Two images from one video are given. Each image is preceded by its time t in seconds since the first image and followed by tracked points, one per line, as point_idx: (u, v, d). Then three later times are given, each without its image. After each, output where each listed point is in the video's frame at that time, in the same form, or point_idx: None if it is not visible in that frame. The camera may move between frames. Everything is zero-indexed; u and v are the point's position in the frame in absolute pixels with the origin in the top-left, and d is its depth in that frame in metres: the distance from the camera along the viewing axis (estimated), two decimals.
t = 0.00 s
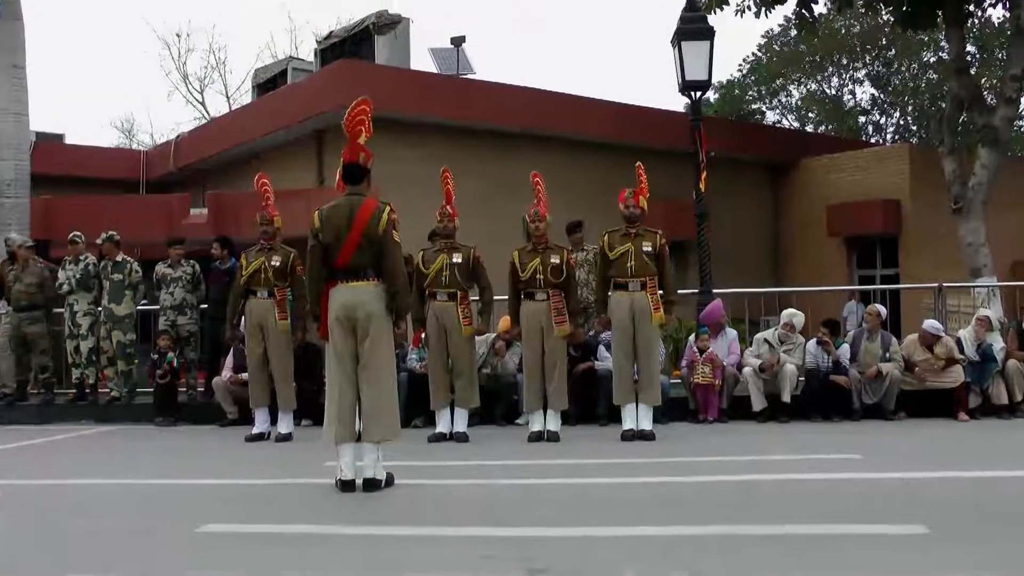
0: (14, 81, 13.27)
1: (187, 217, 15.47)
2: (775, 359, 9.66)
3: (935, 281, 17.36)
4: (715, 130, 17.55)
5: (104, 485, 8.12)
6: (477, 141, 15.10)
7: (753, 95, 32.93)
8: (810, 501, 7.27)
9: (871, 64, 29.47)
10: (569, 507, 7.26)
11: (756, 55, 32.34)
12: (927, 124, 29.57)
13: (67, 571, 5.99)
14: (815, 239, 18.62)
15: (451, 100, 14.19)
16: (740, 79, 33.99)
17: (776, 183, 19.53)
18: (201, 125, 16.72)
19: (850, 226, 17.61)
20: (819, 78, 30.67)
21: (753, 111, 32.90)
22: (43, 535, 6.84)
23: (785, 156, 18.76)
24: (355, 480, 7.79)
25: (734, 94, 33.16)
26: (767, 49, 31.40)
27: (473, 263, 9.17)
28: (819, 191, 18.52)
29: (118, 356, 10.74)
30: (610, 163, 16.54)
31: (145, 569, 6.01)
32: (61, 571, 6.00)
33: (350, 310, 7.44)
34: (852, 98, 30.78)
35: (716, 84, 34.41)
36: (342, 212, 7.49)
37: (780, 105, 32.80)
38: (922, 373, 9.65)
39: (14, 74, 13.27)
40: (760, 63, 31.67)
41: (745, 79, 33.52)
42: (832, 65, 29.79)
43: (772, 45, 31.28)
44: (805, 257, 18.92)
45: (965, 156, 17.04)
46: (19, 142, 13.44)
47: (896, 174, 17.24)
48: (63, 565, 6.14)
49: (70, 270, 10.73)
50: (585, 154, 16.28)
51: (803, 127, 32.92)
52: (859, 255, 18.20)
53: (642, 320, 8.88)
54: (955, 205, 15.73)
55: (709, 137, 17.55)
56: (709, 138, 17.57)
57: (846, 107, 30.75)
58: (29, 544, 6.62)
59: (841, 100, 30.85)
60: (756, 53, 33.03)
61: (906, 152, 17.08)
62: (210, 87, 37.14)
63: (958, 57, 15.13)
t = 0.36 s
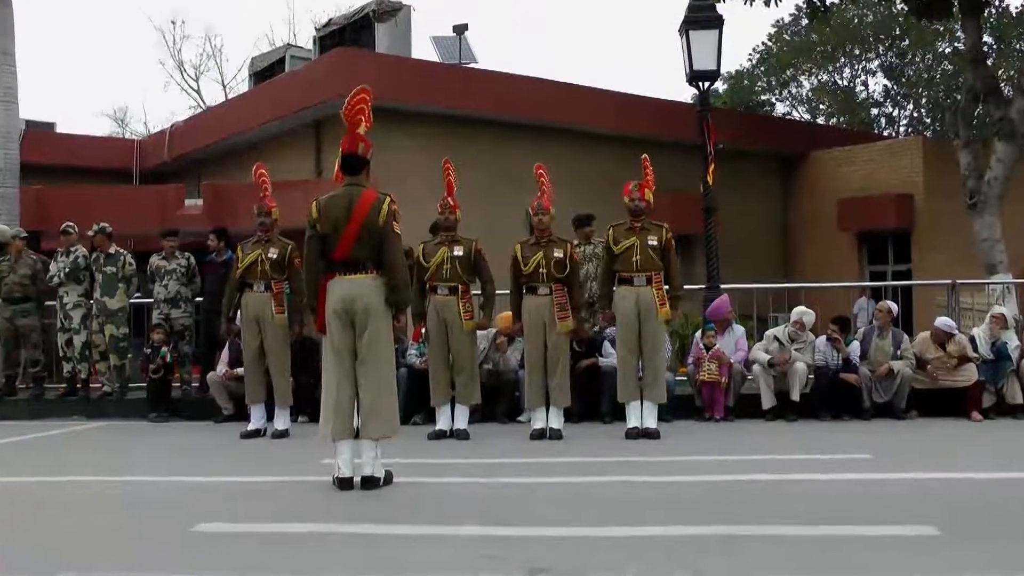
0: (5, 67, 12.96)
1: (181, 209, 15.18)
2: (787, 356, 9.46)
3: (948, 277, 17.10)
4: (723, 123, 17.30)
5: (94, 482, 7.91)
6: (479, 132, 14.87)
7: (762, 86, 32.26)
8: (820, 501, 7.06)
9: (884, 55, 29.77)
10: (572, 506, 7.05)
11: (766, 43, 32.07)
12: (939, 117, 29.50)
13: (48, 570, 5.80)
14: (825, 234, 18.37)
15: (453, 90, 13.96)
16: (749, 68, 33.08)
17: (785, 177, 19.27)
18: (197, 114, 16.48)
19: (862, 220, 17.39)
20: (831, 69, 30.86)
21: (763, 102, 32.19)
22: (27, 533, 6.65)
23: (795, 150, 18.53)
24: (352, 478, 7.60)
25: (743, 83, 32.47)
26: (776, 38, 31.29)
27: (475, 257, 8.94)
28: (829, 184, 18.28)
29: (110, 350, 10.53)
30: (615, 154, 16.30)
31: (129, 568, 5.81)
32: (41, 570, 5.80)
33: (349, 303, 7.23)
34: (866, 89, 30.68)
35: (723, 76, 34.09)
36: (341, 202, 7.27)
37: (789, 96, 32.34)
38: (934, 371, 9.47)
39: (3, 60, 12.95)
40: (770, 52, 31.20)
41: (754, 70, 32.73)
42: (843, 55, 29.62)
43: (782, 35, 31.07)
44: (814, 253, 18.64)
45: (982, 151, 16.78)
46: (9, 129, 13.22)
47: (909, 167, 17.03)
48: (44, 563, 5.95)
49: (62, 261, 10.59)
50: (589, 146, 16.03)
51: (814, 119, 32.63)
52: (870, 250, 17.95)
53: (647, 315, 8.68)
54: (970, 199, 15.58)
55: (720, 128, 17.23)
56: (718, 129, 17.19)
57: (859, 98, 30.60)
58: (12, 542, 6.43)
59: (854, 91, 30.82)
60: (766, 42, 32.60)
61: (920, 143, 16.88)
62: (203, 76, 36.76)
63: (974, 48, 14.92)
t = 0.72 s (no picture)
0: None
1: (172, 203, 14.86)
2: (796, 356, 9.26)
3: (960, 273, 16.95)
4: (730, 115, 16.94)
5: (80, 485, 7.67)
6: (480, 126, 14.58)
7: (770, 78, 31.16)
8: (830, 503, 6.82)
9: (894, 43, 29.59)
10: (573, 509, 6.80)
11: (774, 33, 31.39)
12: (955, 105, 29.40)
13: None
14: (834, 228, 18.09)
15: (452, 82, 13.69)
16: (755, 60, 31.70)
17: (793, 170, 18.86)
18: (188, 106, 16.15)
19: (873, 214, 17.16)
20: (840, 58, 30.35)
21: (770, 93, 31.24)
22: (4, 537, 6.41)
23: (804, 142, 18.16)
24: (348, 480, 7.35)
25: (750, 75, 30.86)
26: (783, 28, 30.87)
27: (474, 253, 8.72)
28: (838, 179, 17.99)
29: (99, 349, 10.35)
30: (618, 148, 16.02)
31: (108, 574, 5.57)
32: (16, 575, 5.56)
33: (345, 300, 6.98)
34: (876, 79, 30.22)
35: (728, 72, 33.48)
36: (336, 196, 7.01)
37: (797, 87, 31.45)
38: (946, 371, 9.24)
39: None
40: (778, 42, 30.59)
41: (761, 61, 31.63)
42: (854, 45, 29.57)
43: (789, 24, 30.67)
44: (822, 249, 18.33)
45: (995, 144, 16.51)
46: None
47: (922, 161, 16.78)
48: (19, 569, 5.71)
49: (50, 257, 10.42)
50: (592, 139, 15.74)
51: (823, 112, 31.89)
52: (880, 245, 17.75)
53: (651, 313, 8.44)
54: (985, 193, 15.50)
55: (726, 120, 16.88)
56: (725, 121, 16.87)
57: (870, 90, 30.29)
58: None
59: (864, 81, 30.27)
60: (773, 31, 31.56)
61: (934, 135, 16.61)
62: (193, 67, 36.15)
63: (988, 37, 14.73)
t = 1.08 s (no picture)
0: None
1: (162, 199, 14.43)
2: (804, 360, 8.98)
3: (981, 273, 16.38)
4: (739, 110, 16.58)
5: (61, 490, 7.37)
6: (483, 121, 14.22)
7: (781, 69, 31.18)
8: (842, 510, 6.53)
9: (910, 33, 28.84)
10: (575, 515, 6.50)
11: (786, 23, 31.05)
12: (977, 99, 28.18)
13: None
14: (848, 226, 17.74)
15: (454, 73, 13.31)
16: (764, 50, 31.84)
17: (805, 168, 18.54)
18: (176, 99, 15.61)
19: (891, 211, 16.83)
20: (855, 49, 29.82)
21: (781, 85, 31.27)
22: None
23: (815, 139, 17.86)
24: (343, 486, 6.99)
25: (760, 66, 31.25)
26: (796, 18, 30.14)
27: (474, 252, 8.46)
28: (852, 175, 17.66)
29: (83, 350, 10.12)
30: (624, 144, 15.63)
31: None
32: None
33: (339, 301, 6.65)
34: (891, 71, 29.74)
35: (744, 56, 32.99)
36: (333, 192, 6.70)
37: (809, 79, 31.25)
38: (964, 374, 9.00)
39: None
40: (790, 32, 30.41)
41: (772, 52, 31.59)
42: (868, 36, 29.13)
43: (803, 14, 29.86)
44: (837, 248, 17.96)
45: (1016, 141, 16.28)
46: None
47: (938, 155, 16.50)
48: None
49: (33, 254, 10.19)
50: (600, 134, 15.37)
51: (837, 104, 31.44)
52: (895, 244, 17.41)
53: (657, 313, 8.15)
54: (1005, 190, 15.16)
55: (735, 114, 16.51)
56: (734, 115, 16.52)
57: (885, 81, 29.74)
58: None
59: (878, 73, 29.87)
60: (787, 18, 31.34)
61: (950, 130, 16.33)
62: (184, 56, 35.28)
63: (1010, 27, 14.71)
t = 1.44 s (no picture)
0: None
1: (149, 191, 13.57)
2: (816, 357, 8.73)
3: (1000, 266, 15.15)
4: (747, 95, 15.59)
5: (43, 491, 7.08)
6: (484, 110, 13.65)
7: (792, 55, 28.21)
8: (858, 512, 6.21)
9: (930, 13, 26.29)
10: (578, 516, 6.19)
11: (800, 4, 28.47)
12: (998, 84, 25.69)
13: None
14: (861, 217, 16.54)
15: (450, 59, 12.78)
16: (775, 34, 29.14)
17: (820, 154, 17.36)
18: (164, 87, 14.81)
19: (907, 200, 15.60)
20: (869, 32, 27.27)
21: (792, 72, 28.11)
22: None
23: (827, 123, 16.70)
24: (339, 489, 6.59)
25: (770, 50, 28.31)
26: None
27: (474, 245, 8.17)
28: (867, 162, 16.43)
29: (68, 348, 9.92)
30: (632, 132, 15.02)
31: None
32: None
33: (335, 295, 6.34)
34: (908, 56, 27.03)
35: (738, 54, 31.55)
36: (328, 183, 6.36)
37: (822, 65, 28.13)
38: (984, 370, 8.79)
39: None
40: (801, 14, 28.02)
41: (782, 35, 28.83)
42: (884, 18, 26.76)
43: None
44: (850, 239, 16.77)
45: None
46: None
47: (956, 142, 15.21)
48: None
49: (17, 249, 10.03)
50: (607, 122, 14.76)
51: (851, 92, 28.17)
52: (913, 235, 16.14)
53: (664, 308, 7.86)
54: None
55: (744, 99, 15.54)
56: (742, 101, 15.50)
57: (902, 68, 27.14)
58: None
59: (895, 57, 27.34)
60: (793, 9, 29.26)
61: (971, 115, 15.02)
62: (171, 43, 34.02)
63: None
